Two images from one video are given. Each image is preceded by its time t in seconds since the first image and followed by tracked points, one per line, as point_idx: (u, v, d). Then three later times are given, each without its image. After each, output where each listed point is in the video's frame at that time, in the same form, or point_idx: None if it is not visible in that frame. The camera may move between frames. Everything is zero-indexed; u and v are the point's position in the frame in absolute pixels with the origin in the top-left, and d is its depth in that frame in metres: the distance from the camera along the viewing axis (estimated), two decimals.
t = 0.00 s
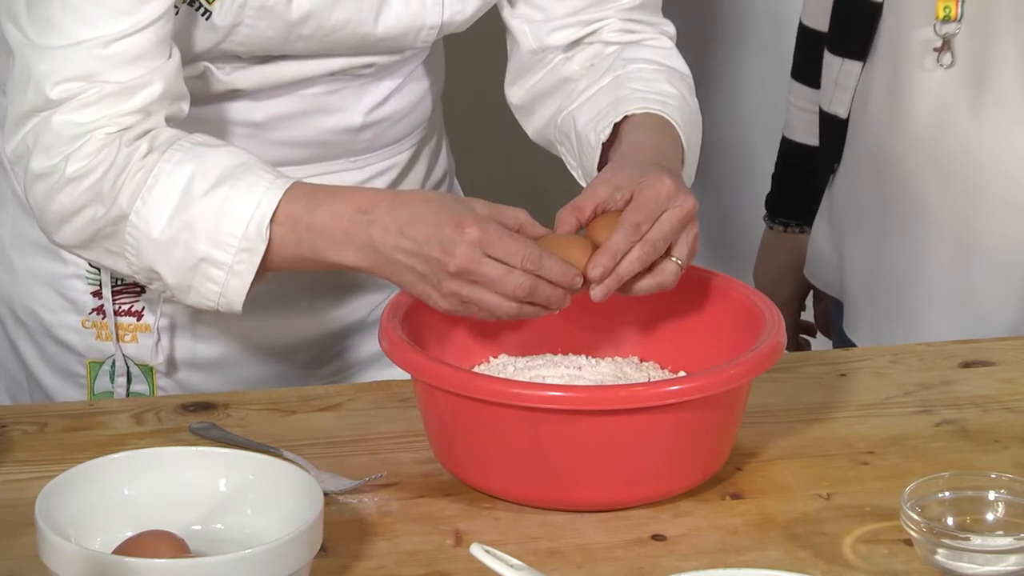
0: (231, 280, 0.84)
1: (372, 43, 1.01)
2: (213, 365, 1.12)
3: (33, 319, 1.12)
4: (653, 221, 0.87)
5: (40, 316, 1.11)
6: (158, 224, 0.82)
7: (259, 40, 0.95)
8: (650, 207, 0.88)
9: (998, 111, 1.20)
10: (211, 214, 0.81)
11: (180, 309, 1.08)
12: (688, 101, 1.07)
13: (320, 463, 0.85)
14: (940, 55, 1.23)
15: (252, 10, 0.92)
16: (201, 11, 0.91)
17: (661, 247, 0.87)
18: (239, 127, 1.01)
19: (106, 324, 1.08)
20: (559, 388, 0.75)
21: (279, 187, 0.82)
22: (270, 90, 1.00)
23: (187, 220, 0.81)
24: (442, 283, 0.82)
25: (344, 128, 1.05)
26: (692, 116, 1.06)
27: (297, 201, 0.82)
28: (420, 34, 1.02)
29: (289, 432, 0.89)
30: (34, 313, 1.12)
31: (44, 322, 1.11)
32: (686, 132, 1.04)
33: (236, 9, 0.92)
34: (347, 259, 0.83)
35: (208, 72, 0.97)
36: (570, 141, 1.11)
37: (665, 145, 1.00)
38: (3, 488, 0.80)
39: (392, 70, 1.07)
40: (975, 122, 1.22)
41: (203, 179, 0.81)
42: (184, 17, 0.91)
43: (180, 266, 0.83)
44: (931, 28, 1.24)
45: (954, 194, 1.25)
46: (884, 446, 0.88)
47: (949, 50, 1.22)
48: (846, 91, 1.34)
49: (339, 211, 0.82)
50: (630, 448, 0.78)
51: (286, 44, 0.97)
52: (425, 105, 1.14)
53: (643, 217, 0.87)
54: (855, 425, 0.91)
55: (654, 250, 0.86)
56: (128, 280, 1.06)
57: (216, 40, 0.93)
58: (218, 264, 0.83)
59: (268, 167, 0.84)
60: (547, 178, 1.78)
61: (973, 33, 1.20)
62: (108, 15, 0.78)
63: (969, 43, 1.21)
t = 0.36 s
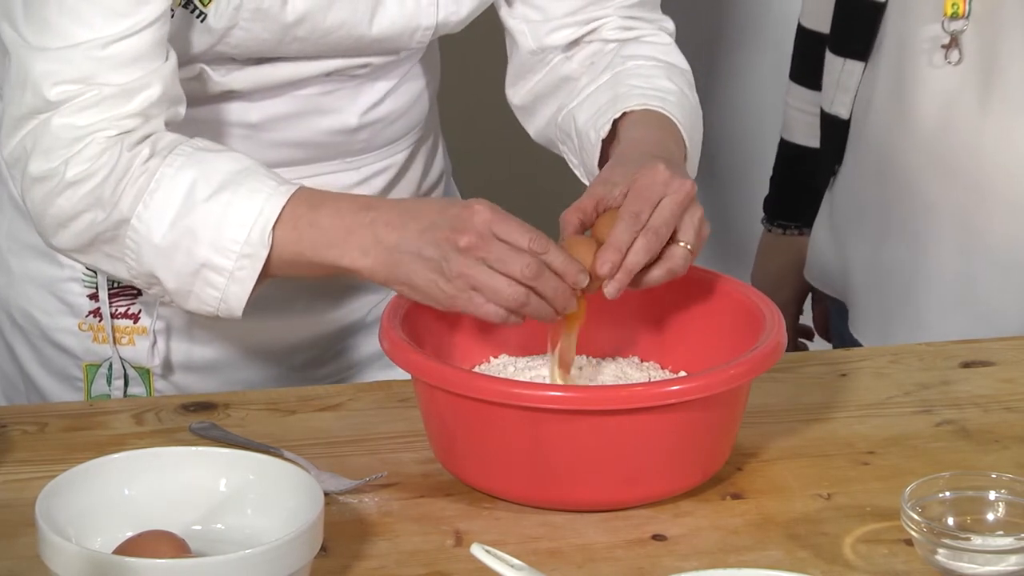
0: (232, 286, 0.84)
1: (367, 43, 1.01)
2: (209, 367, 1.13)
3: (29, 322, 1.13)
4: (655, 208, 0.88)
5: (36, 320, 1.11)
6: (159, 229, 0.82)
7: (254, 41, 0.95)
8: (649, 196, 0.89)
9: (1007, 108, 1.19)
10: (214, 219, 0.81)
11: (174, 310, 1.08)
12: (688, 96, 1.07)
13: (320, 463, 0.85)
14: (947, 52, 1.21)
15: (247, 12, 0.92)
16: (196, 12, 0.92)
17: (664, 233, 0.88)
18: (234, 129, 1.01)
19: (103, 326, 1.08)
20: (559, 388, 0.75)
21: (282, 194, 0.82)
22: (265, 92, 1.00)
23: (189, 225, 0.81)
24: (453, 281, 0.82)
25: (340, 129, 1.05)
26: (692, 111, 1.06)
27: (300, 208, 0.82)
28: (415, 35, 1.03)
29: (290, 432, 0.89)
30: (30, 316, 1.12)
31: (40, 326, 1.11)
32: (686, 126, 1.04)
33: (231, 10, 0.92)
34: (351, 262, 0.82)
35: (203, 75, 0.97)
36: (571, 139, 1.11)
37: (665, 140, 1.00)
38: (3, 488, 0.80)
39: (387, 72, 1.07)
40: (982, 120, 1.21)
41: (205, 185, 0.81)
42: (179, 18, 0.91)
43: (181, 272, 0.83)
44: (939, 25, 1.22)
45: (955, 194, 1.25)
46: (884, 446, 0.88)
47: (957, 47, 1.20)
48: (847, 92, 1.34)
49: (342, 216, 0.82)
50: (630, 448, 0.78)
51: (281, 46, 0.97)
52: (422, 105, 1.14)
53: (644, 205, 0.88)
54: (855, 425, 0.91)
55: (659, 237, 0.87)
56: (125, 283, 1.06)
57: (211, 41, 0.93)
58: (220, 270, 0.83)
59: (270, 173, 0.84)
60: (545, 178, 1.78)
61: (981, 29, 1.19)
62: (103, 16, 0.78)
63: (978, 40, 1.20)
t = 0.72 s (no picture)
0: (229, 287, 0.84)
1: (361, 43, 1.01)
2: (207, 368, 1.12)
3: (26, 324, 1.13)
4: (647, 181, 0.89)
5: (34, 322, 1.11)
6: (156, 230, 0.82)
7: (248, 42, 0.95)
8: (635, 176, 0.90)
9: (1011, 106, 1.18)
10: (209, 220, 0.81)
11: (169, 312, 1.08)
12: (690, 78, 1.06)
13: (320, 463, 0.85)
14: (952, 50, 1.20)
15: (241, 12, 0.92)
16: (189, 14, 0.91)
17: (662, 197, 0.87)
18: (229, 129, 1.00)
19: (99, 328, 1.08)
20: (559, 388, 0.75)
21: (280, 197, 0.82)
22: (260, 92, 1.00)
23: (185, 226, 0.81)
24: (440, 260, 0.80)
25: (334, 128, 1.05)
26: (695, 92, 1.05)
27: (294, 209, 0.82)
28: (409, 34, 1.03)
29: (290, 432, 0.89)
30: (27, 318, 1.12)
31: (37, 328, 1.11)
32: (689, 105, 1.03)
33: (224, 11, 0.92)
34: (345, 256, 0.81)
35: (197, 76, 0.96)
36: (575, 127, 1.11)
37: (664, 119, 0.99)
38: (3, 488, 0.80)
39: (382, 70, 1.07)
40: (988, 119, 1.20)
41: (200, 187, 0.82)
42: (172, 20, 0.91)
43: (176, 273, 0.83)
44: (945, 23, 1.22)
45: (957, 194, 1.25)
46: (885, 446, 0.88)
47: (962, 45, 1.19)
48: (849, 92, 1.33)
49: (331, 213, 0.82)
50: (630, 448, 0.78)
51: (275, 46, 0.97)
52: (417, 104, 1.14)
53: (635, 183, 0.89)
54: (856, 425, 0.91)
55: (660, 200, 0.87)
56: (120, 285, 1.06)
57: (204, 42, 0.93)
58: (216, 271, 0.83)
59: (266, 175, 0.84)
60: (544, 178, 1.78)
61: (986, 27, 1.18)
62: (93, 17, 0.78)
63: (983, 38, 1.19)
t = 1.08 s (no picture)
0: (216, 300, 0.84)
1: (357, 45, 1.00)
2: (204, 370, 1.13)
3: (23, 325, 1.13)
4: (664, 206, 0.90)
5: (31, 324, 1.11)
6: (144, 242, 0.82)
7: (243, 44, 0.95)
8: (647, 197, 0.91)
9: (1011, 106, 1.17)
10: (198, 233, 0.81)
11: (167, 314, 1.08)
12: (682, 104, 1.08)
13: (320, 463, 0.85)
14: (953, 52, 1.20)
15: (236, 14, 0.92)
16: (186, 15, 0.91)
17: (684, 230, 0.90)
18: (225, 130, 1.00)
19: (96, 330, 1.08)
20: (559, 388, 0.75)
21: (272, 202, 0.83)
22: (255, 93, 1.00)
23: (174, 238, 0.81)
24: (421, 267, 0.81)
25: (331, 129, 1.04)
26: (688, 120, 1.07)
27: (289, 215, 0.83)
28: (405, 36, 1.03)
29: (290, 431, 0.89)
30: (24, 320, 1.12)
31: (34, 330, 1.12)
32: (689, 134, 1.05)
33: (220, 12, 0.91)
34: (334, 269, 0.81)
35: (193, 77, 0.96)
36: (567, 143, 1.11)
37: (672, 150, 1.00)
38: (3, 488, 0.80)
39: (378, 71, 1.07)
40: (989, 120, 1.19)
41: (189, 199, 0.81)
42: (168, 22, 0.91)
43: (165, 284, 0.83)
44: (946, 24, 1.21)
45: (956, 194, 1.24)
46: (885, 446, 0.88)
47: (963, 46, 1.19)
48: (850, 93, 1.34)
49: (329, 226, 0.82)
50: (630, 449, 0.78)
51: (271, 48, 0.97)
52: (413, 104, 1.14)
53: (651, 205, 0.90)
54: (855, 425, 0.91)
55: (675, 238, 0.89)
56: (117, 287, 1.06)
57: (201, 44, 0.93)
58: (203, 284, 0.83)
59: (256, 185, 0.84)
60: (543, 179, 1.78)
61: (988, 28, 1.18)
62: (88, 24, 0.78)
63: (984, 39, 1.18)
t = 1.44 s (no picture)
0: (254, 289, 0.86)
1: (354, 47, 1.00)
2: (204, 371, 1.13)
3: (20, 327, 1.13)
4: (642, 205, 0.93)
5: (29, 326, 1.12)
6: (179, 243, 0.83)
7: (238, 46, 0.94)
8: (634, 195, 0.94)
9: (1010, 106, 1.17)
10: (229, 230, 0.82)
11: (166, 316, 1.09)
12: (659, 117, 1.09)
13: (319, 463, 0.85)
14: (953, 52, 1.20)
15: (231, 16, 0.92)
16: (185, 17, 0.91)
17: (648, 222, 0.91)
18: (222, 131, 1.00)
19: (92, 331, 1.08)
20: (558, 388, 0.75)
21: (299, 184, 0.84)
22: (251, 94, 1.00)
23: (206, 238, 0.83)
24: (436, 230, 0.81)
25: (329, 131, 1.04)
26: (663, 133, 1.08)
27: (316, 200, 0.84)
28: (401, 37, 1.02)
29: (289, 431, 0.89)
30: (21, 321, 1.12)
31: (32, 331, 1.11)
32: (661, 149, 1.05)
33: (216, 14, 0.91)
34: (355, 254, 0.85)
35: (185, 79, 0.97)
36: (540, 145, 1.11)
37: (650, 159, 1.01)
38: (3, 488, 0.80)
39: (375, 73, 1.07)
40: (988, 120, 1.19)
41: (215, 197, 0.82)
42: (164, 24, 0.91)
43: (204, 280, 0.85)
44: (945, 24, 1.21)
45: (956, 194, 1.24)
46: (884, 446, 0.88)
47: (963, 47, 1.19)
48: (850, 93, 1.35)
49: (350, 208, 0.83)
50: (628, 449, 0.78)
51: (267, 50, 0.96)
52: (410, 105, 1.14)
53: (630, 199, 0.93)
54: (855, 424, 0.91)
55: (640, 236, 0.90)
56: (114, 288, 1.06)
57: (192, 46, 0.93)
58: (240, 276, 0.85)
59: (278, 171, 0.85)
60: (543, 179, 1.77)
61: (988, 28, 1.18)
62: (100, 36, 0.78)
63: (984, 40, 1.18)
